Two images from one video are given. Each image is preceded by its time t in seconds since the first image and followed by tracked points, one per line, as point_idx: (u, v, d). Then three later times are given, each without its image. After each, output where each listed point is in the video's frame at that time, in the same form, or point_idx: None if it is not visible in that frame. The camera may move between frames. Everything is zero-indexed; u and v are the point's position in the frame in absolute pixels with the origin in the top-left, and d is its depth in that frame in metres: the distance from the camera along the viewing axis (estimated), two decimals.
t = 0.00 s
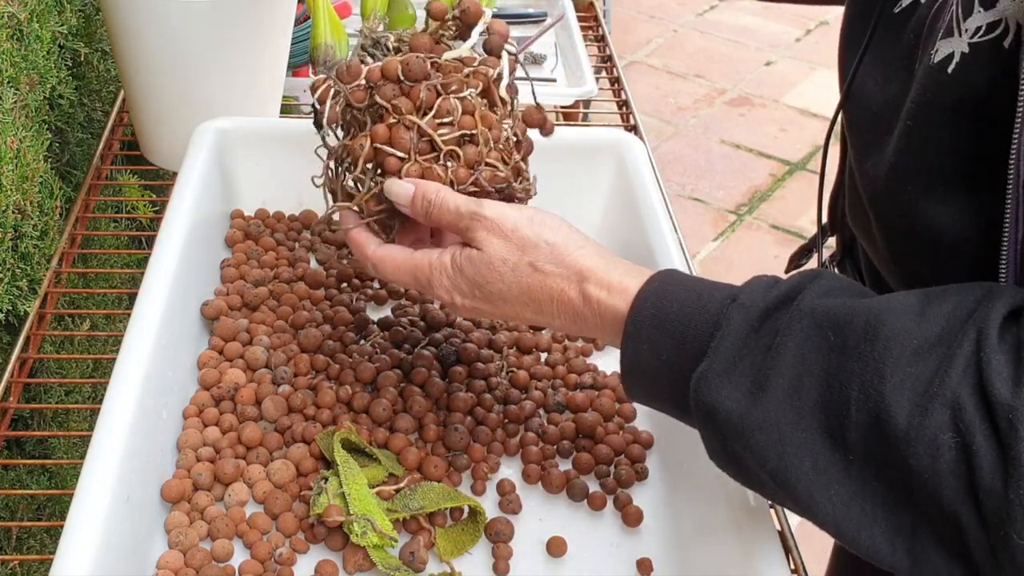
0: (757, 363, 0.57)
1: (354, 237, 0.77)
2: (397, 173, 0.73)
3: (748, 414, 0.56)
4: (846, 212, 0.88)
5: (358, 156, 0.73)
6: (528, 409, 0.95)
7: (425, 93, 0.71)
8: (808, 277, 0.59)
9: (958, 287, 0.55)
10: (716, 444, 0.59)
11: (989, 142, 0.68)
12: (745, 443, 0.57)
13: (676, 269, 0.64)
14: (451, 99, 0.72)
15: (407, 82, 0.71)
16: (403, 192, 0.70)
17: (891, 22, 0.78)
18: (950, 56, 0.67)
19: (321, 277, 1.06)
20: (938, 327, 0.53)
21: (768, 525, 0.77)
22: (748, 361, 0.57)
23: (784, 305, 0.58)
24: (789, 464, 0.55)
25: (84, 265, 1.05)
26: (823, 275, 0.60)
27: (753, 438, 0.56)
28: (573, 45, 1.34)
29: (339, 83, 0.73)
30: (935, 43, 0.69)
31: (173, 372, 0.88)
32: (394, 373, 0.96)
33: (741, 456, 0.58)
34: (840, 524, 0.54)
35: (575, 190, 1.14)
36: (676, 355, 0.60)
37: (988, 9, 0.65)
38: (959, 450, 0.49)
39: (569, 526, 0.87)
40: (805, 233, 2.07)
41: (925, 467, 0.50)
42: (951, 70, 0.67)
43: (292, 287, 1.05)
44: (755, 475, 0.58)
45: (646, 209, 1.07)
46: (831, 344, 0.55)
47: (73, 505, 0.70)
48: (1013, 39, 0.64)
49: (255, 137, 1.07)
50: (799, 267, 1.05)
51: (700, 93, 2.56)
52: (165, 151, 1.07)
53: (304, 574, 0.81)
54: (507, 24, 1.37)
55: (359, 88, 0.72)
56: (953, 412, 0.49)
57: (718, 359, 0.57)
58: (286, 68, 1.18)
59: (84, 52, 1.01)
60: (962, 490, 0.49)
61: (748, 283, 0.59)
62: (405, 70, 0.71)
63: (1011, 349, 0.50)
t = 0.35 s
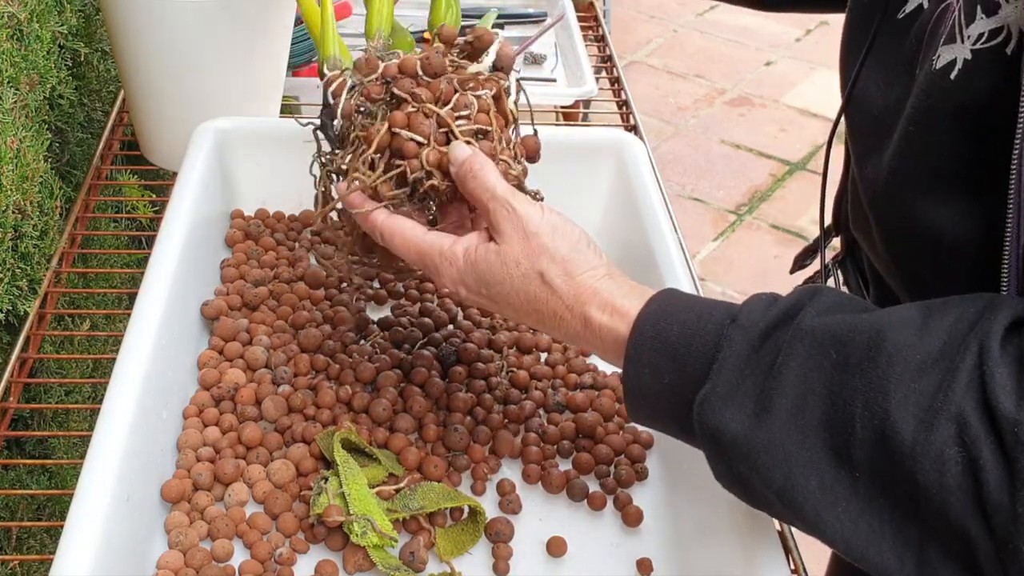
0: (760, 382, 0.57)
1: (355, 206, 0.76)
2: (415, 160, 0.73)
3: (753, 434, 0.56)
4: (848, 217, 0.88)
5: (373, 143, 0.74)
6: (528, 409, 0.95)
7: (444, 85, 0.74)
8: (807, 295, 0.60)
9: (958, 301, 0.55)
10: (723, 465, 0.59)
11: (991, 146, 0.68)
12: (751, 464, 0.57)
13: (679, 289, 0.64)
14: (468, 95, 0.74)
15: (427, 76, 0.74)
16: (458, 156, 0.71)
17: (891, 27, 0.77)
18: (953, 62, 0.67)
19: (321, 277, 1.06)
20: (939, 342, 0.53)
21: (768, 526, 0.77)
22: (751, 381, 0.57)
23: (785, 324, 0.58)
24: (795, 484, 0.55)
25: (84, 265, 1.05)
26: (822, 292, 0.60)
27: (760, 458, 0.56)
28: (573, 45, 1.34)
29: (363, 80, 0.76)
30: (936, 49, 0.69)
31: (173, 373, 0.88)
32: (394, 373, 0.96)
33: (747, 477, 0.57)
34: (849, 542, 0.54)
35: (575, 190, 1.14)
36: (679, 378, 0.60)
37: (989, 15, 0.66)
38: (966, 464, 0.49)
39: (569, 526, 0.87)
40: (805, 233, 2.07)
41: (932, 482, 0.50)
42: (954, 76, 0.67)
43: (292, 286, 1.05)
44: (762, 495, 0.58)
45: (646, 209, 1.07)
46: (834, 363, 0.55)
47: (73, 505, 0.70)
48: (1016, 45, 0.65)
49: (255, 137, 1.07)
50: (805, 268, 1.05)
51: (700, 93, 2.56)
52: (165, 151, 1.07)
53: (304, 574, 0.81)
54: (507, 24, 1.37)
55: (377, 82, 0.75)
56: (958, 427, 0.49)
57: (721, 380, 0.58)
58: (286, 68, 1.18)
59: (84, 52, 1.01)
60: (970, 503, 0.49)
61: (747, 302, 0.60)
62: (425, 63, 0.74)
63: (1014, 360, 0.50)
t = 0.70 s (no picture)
0: (769, 351, 0.57)
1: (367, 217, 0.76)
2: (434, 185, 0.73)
3: (762, 400, 0.56)
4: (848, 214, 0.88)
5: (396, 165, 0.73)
6: (528, 409, 0.95)
7: (464, 109, 0.72)
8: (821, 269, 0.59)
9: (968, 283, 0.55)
10: (728, 433, 0.59)
11: (991, 148, 0.68)
12: (757, 431, 0.56)
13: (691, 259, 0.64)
14: (487, 117, 0.73)
15: (446, 96, 0.72)
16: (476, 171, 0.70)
17: (892, 27, 0.77)
18: (954, 61, 0.67)
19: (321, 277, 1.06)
20: (948, 319, 0.53)
21: (768, 525, 0.77)
22: (761, 348, 0.57)
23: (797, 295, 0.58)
24: (801, 453, 0.55)
25: (84, 265, 1.05)
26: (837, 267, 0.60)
27: (766, 426, 0.56)
28: (573, 45, 1.34)
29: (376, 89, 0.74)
30: (936, 48, 0.69)
31: (173, 372, 0.88)
32: (394, 373, 0.96)
33: (753, 445, 0.57)
34: (851, 515, 0.54)
35: (575, 190, 1.14)
36: (689, 344, 0.60)
37: (990, 15, 0.65)
38: (969, 442, 0.49)
39: (569, 526, 0.87)
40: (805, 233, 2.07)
41: (935, 458, 0.50)
42: (956, 76, 0.67)
43: (292, 286, 1.05)
44: (766, 465, 0.58)
45: (646, 209, 1.07)
46: (844, 334, 0.55)
47: (73, 505, 0.70)
48: (1016, 44, 0.64)
49: (255, 137, 1.07)
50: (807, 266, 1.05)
51: (700, 93, 2.56)
52: (165, 151, 1.07)
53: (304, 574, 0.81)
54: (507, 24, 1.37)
55: (396, 99, 0.72)
56: (963, 404, 0.50)
57: (732, 346, 0.57)
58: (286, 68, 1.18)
59: (84, 52, 1.01)
60: (973, 482, 0.49)
61: (760, 273, 0.59)
62: (447, 84, 0.71)
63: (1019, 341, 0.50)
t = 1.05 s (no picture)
0: (761, 379, 0.57)
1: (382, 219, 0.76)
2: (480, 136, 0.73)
3: (755, 430, 0.56)
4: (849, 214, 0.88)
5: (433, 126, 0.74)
6: (529, 409, 0.95)
7: (501, 66, 0.74)
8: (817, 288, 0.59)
9: (962, 292, 0.55)
10: (723, 460, 0.59)
11: (991, 146, 0.68)
12: (752, 457, 0.57)
13: (688, 279, 0.63)
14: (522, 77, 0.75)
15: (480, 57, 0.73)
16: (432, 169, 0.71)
17: (891, 25, 0.77)
18: (953, 59, 0.67)
19: (321, 277, 1.06)
20: (940, 334, 0.52)
21: (768, 525, 0.77)
22: (753, 377, 0.57)
23: (789, 319, 0.58)
24: (797, 476, 0.55)
25: (84, 265, 1.05)
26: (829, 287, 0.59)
27: (761, 452, 0.56)
28: (573, 45, 1.34)
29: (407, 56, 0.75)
30: (936, 45, 0.69)
31: (173, 372, 0.88)
32: (394, 373, 0.96)
33: (748, 471, 0.57)
34: (848, 532, 0.54)
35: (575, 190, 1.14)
36: (684, 373, 0.60)
37: (989, 13, 0.66)
38: (965, 454, 0.49)
39: (569, 526, 0.87)
40: (806, 233, 2.07)
41: (932, 473, 0.50)
42: (955, 73, 0.67)
43: (292, 287, 1.05)
44: (763, 488, 0.58)
45: (646, 209, 1.07)
46: (837, 357, 0.55)
47: (73, 505, 0.70)
48: (1015, 42, 0.64)
49: (255, 137, 1.07)
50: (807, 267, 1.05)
51: (700, 93, 2.56)
52: (165, 151, 1.07)
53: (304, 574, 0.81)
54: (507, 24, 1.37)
55: (431, 63, 0.74)
56: (957, 417, 0.49)
57: (725, 376, 0.57)
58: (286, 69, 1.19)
59: (84, 52, 1.01)
60: (970, 494, 0.49)
61: (751, 296, 0.59)
62: (479, 46, 0.73)
63: (1013, 351, 0.50)
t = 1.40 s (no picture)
0: (753, 370, 0.57)
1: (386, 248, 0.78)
2: (491, 178, 0.73)
3: (747, 421, 0.56)
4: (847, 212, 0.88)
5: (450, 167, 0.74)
6: (529, 409, 0.95)
7: (509, 101, 0.73)
8: (803, 286, 0.60)
9: (952, 287, 0.55)
10: (716, 452, 0.59)
11: (988, 143, 0.68)
12: (745, 449, 0.57)
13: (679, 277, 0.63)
14: (529, 107, 0.74)
15: (488, 92, 0.73)
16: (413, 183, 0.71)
17: (887, 25, 0.78)
18: (949, 59, 0.67)
19: (321, 277, 1.06)
20: (932, 327, 0.53)
21: (768, 525, 0.77)
22: (745, 368, 0.57)
23: (780, 311, 0.58)
24: (789, 468, 0.55)
25: (84, 265, 1.05)
26: (819, 281, 0.60)
27: (754, 444, 0.56)
28: (573, 45, 1.34)
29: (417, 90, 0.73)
30: (932, 45, 0.69)
31: (173, 373, 0.88)
32: (394, 373, 0.96)
33: (741, 463, 0.57)
34: (841, 523, 0.54)
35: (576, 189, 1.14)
36: (677, 365, 0.60)
37: (985, 12, 0.66)
38: (956, 446, 0.49)
39: (569, 526, 0.87)
40: (806, 233, 2.07)
41: (923, 464, 0.50)
42: (951, 72, 0.67)
43: (292, 287, 1.05)
44: (755, 480, 0.58)
45: (645, 209, 1.07)
46: (828, 349, 0.55)
47: (73, 505, 0.70)
48: (1011, 40, 0.64)
49: (254, 136, 1.07)
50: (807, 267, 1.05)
51: (700, 93, 2.56)
52: (165, 151, 1.07)
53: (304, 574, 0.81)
54: (507, 24, 1.37)
55: (438, 98, 0.73)
56: (948, 409, 0.50)
57: (717, 368, 0.57)
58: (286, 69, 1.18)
59: (84, 52, 1.01)
60: (960, 486, 0.49)
61: (742, 290, 0.59)
62: (486, 78, 0.72)
63: (1003, 343, 0.50)
